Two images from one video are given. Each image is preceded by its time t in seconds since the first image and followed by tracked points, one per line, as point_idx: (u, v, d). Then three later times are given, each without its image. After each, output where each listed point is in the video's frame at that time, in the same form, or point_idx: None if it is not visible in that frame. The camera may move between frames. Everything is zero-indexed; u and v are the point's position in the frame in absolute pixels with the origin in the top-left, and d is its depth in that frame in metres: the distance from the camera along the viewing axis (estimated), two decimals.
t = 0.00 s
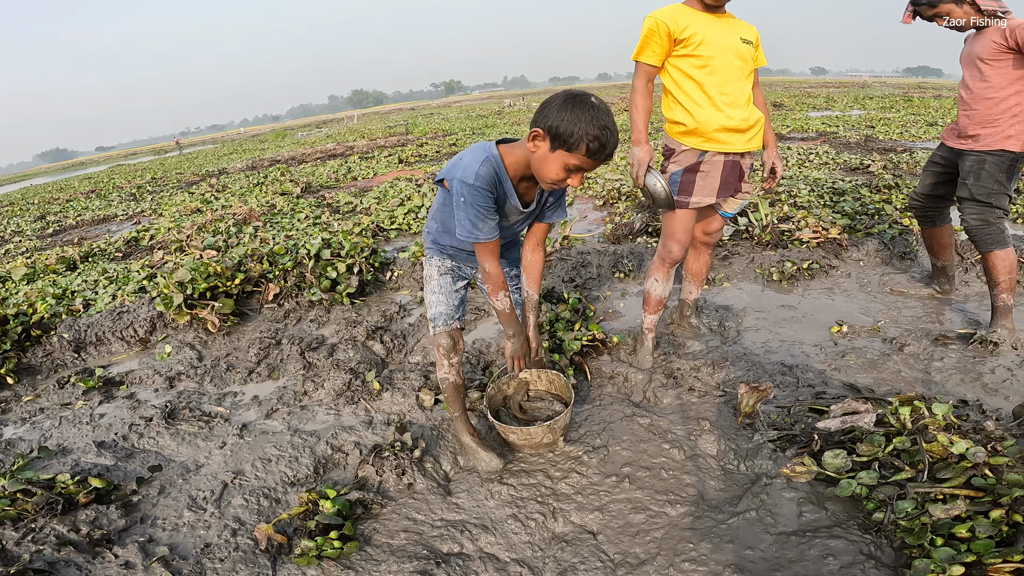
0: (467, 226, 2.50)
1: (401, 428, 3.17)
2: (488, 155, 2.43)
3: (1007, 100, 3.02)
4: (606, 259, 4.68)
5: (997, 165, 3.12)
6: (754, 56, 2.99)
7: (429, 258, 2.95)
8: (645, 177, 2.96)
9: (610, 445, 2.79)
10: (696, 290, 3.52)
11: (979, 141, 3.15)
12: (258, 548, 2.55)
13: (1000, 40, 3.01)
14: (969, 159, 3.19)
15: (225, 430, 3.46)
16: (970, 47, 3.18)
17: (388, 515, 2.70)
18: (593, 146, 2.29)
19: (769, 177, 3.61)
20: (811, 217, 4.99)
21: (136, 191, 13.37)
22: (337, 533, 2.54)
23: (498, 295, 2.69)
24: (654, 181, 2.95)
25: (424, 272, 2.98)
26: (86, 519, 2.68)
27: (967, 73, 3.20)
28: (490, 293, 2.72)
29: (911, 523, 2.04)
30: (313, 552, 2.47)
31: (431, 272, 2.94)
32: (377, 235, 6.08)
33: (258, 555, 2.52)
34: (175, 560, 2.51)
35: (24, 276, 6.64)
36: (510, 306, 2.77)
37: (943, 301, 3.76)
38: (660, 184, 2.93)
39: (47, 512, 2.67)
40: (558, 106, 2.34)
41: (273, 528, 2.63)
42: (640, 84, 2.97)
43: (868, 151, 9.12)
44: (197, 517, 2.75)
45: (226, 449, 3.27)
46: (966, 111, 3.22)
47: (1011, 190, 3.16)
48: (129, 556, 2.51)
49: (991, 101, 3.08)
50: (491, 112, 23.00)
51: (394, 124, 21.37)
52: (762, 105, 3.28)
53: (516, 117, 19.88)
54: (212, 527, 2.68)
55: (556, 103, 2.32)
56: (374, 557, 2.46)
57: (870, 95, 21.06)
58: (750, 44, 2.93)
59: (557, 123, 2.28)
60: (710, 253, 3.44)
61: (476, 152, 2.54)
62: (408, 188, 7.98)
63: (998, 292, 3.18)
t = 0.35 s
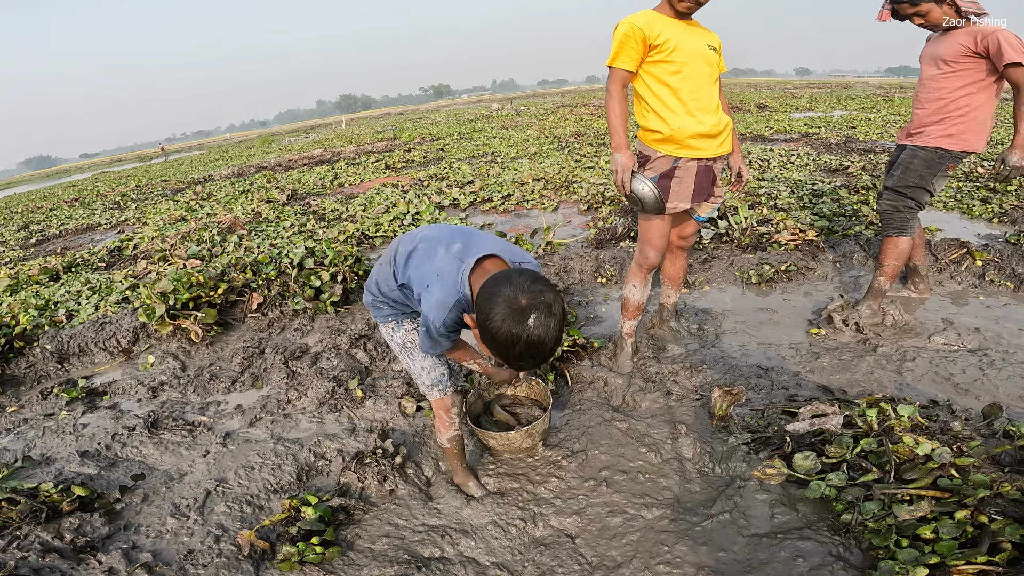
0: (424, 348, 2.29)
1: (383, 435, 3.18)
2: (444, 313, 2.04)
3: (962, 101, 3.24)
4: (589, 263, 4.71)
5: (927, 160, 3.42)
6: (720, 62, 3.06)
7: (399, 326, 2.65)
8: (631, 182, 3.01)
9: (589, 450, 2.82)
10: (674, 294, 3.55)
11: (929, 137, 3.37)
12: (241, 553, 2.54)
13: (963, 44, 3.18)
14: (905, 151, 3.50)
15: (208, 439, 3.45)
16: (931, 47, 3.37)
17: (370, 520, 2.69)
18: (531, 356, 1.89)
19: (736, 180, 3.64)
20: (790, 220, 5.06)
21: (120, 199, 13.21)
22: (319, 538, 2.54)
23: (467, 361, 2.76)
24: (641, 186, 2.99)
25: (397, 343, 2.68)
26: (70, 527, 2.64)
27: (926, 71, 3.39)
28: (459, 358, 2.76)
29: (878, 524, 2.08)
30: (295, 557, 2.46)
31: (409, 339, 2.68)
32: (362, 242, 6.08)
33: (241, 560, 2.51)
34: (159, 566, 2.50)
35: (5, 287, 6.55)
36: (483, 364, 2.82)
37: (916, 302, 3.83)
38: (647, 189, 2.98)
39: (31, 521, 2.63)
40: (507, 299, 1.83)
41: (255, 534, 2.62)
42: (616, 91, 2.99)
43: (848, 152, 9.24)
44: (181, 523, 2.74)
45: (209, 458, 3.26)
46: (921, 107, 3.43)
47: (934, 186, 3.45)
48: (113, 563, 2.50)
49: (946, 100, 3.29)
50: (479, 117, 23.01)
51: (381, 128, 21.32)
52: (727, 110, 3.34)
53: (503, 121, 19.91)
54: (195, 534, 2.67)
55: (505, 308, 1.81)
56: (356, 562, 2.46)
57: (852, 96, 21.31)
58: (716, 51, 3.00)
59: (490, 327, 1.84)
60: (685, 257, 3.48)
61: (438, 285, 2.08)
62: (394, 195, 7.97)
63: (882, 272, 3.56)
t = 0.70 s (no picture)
0: (404, 336, 2.35)
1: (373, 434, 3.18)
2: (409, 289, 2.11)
3: (944, 93, 3.28)
4: (580, 262, 4.71)
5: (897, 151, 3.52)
6: (703, 62, 3.08)
7: (383, 334, 2.65)
8: (596, 183, 3.12)
9: (576, 448, 2.83)
10: (664, 292, 3.56)
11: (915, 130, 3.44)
12: (229, 551, 2.54)
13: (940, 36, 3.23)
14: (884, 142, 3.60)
15: (199, 438, 3.45)
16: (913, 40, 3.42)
17: (358, 518, 2.70)
18: (502, 305, 1.94)
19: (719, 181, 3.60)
20: (780, 218, 5.07)
21: (116, 202, 13.18)
22: (306, 536, 2.55)
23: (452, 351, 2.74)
24: (603, 187, 3.10)
25: (383, 351, 2.67)
26: (60, 526, 2.65)
27: (908, 64, 3.44)
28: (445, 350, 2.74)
29: (860, 522, 2.10)
30: (282, 555, 2.47)
31: (395, 347, 2.66)
32: (355, 242, 6.07)
33: (229, 558, 2.51)
34: (147, 565, 2.51)
35: None
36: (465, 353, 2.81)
37: (904, 300, 3.85)
38: (609, 190, 3.11)
39: (21, 520, 2.63)
40: (462, 254, 1.91)
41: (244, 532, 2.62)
42: (598, 90, 3.03)
43: (840, 150, 9.27)
44: (170, 523, 2.74)
45: (199, 457, 3.25)
46: (906, 100, 3.49)
47: (901, 176, 3.53)
48: (102, 561, 2.50)
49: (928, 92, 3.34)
50: (475, 118, 23.01)
51: (378, 129, 21.31)
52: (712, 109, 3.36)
53: (498, 121, 19.91)
54: (183, 532, 2.67)
55: (460, 262, 1.89)
56: (342, 560, 2.47)
57: (847, 95, 21.37)
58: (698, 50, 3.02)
59: (456, 287, 1.93)
60: (673, 255, 3.49)
61: (398, 264, 2.16)
62: (388, 195, 7.97)
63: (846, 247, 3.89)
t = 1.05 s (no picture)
0: (436, 278, 2.26)
1: (371, 432, 3.16)
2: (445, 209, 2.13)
3: (935, 87, 3.25)
4: (579, 260, 4.70)
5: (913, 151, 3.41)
6: (700, 60, 3.07)
7: (391, 322, 2.66)
8: (592, 178, 3.10)
9: (575, 445, 2.81)
10: (663, 289, 3.54)
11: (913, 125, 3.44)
12: (226, 550, 2.52)
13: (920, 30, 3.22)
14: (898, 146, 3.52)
15: (196, 438, 3.43)
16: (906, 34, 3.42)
17: (356, 517, 2.68)
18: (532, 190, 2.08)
19: (724, 178, 3.52)
20: (779, 215, 5.06)
21: (113, 203, 13.15)
22: (304, 535, 2.53)
23: (458, 323, 2.59)
24: (598, 183, 3.07)
25: (391, 342, 2.66)
26: (56, 525, 2.63)
27: (900, 60, 3.45)
28: (452, 321, 2.60)
29: (863, 519, 2.08)
30: (279, 554, 2.44)
31: (402, 338, 2.67)
32: (353, 241, 6.05)
33: (227, 558, 2.49)
34: (144, 564, 2.49)
35: None
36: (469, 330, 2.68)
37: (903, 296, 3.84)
38: (605, 184, 3.05)
39: (17, 520, 2.61)
40: (498, 152, 2.09)
41: (241, 531, 2.60)
42: (595, 86, 3.04)
43: (839, 148, 9.26)
44: (167, 522, 2.72)
45: (196, 456, 3.23)
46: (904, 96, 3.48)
47: (932, 176, 3.37)
48: (98, 560, 2.48)
49: (918, 88, 3.34)
50: (473, 118, 22.97)
51: (376, 129, 21.25)
52: (710, 106, 3.35)
53: (496, 120, 19.88)
54: (181, 532, 2.66)
55: (498, 155, 2.07)
56: (340, 559, 2.45)
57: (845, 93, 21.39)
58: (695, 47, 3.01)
59: (494, 178, 2.07)
60: (672, 252, 3.48)
61: (427, 201, 2.22)
62: (386, 195, 7.95)
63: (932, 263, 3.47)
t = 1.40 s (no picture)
0: (444, 246, 2.23)
1: (369, 434, 3.14)
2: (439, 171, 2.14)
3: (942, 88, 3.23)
4: (578, 260, 4.68)
5: (940, 155, 3.25)
6: (701, 59, 3.05)
7: (404, 323, 2.62)
8: (593, 175, 3.06)
9: (575, 447, 2.79)
10: (663, 289, 3.52)
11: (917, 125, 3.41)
12: (224, 554, 2.49)
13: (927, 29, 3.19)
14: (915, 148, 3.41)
15: (193, 440, 3.40)
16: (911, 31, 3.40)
17: (355, 520, 2.66)
18: (513, 131, 2.11)
19: (720, 180, 3.50)
20: (778, 214, 5.04)
21: (110, 204, 13.08)
22: (302, 539, 2.50)
23: (470, 304, 2.51)
24: (600, 179, 3.03)
25: (404, 343, 2.62)
26: (53, 529, 2.60)
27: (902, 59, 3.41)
28: (462, 301, 2.51)
29: (866, 520, 2.06)
30: (277, 558, 2.42)
31: (415, 339, 2.64)
32: (351, 241, 6.01)
33: (224, 562, 2.47)
34: (140, 568, 2.46)
35: None
36: (482, 310, 2.59)
37: (904, 295, 3.82)
38: (606, 181, 3.01)
39: (13, 523, 2.58)
40: (474, 103, 2.13)
41: (239, 535, 2.58)
42: (596, 84, 3.02)
43: (837, 147, 9.26)
44: (163, 526, 2.69)
45: (194, 459, 3.21)
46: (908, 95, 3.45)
47: (963, 174, 3.27)
48: (95, 564, 2.45)
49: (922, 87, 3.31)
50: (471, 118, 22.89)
51: (374, 129, 21.18)
52: (711, 105, 3.33)
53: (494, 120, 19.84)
54: (178, 535, 2.63)
55: (473, 104, 2.10)
56: (339, 563, 2.42)
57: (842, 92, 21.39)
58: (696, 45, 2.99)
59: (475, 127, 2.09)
60: (673, 252, 3.46)
61: (418, 172, 2.23)
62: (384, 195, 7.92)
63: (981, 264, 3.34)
